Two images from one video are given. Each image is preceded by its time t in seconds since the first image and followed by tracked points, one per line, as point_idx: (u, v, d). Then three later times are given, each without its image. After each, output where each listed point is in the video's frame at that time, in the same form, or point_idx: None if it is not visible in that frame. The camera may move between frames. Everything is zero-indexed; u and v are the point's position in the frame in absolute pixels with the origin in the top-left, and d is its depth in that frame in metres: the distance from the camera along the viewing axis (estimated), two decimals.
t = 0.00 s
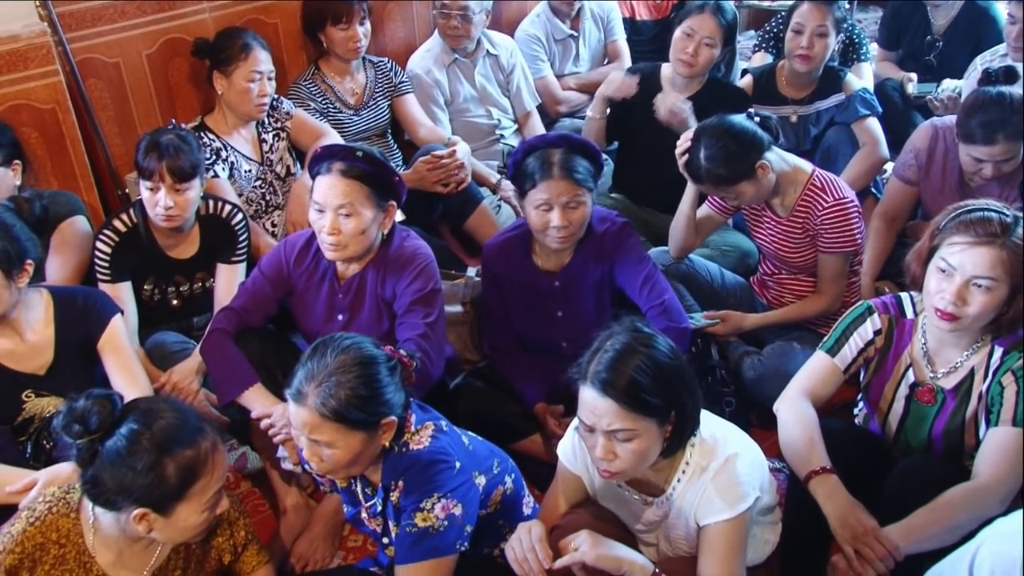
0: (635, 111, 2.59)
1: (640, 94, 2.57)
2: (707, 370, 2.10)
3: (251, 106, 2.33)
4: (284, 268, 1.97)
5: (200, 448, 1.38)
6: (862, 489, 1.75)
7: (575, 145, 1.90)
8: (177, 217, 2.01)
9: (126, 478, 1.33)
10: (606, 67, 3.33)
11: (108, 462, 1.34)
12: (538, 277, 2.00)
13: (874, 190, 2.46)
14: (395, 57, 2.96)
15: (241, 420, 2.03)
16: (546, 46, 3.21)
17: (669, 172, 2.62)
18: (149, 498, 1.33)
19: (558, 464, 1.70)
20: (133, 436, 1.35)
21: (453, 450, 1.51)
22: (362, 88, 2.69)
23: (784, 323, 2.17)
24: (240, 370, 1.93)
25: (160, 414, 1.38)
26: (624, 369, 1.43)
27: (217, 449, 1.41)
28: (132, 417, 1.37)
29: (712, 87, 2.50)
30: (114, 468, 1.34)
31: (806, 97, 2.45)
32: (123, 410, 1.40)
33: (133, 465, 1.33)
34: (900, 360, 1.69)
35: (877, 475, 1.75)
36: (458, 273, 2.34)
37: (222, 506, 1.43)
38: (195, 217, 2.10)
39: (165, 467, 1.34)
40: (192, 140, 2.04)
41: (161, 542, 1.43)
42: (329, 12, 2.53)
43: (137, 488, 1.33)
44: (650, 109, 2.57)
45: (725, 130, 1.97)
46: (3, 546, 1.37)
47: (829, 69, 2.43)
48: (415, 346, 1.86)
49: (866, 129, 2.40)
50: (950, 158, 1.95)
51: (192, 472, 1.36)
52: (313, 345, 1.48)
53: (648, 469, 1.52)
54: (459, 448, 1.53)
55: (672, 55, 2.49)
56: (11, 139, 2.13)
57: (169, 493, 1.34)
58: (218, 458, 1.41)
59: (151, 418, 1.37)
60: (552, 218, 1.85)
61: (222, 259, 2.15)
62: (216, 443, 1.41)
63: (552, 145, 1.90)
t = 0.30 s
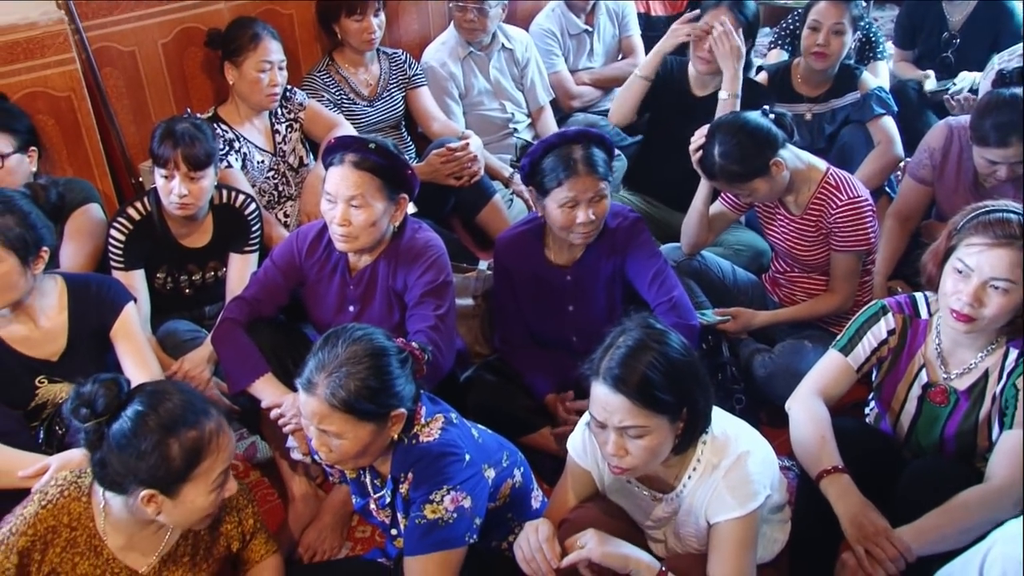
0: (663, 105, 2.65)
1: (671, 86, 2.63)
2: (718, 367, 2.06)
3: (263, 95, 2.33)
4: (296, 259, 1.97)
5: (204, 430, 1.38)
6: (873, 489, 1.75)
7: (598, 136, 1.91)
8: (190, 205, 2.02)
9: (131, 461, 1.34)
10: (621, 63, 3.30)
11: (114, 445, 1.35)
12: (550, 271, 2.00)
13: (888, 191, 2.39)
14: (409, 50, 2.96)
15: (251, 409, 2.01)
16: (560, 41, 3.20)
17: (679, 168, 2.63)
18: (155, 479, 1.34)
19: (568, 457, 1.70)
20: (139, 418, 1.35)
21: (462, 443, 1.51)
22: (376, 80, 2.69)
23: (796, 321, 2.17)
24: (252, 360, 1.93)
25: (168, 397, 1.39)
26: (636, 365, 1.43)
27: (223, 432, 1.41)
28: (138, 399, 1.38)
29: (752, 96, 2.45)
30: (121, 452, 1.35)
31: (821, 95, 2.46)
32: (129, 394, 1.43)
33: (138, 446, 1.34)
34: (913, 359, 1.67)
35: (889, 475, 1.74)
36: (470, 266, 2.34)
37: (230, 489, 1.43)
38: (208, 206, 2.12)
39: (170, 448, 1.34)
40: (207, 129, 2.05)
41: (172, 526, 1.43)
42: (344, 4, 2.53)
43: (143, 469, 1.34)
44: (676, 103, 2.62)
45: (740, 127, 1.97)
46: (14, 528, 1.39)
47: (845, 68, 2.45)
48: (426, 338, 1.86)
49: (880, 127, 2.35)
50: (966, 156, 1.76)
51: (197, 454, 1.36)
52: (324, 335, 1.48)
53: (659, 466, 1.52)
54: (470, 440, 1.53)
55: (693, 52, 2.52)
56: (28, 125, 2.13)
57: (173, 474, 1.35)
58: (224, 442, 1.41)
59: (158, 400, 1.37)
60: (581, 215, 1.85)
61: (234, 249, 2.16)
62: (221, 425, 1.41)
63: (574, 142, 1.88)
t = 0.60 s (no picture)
0: (680, 98, 2.65)
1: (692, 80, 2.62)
2: (731, 360, 2.11)
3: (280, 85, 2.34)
4: (311, 248, 1.98)
5: (221, 426, 1.38)
6: (888, 485, 1.74)
7: (610, 127, 1.90)
8: (206, 192, 2.02)
9: (146, 446, 1.34)
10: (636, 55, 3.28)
11: (131, 428, 1.36)
12: (564, 263, 2.01)
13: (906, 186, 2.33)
14: (425, 40, 2.96)
15: (265, 398, 2.03)
16: (577, 33, 3.20)
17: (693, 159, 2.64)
18: (164, 467, 1.34)
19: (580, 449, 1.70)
20: (157, 406, 1.36)
21: (475, 433, 1.50)
22: (392, 70, 2.69)
23: (810, 316, 2.17)
24: (266, 349, 1.94)
25: (186, 387, 1.39)
26: (650, 358, 1.42)
27: (238, 428, 1.41)
28: (156, 387, 1.38)
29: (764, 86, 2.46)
30: (136, 434, 1.35)
31: (839, 89, 2.46)
32: (153, 376, 1.41)
33: (153, 434, 1.34)
34: (929, 356, 1.65)
35: (903, 471, 1.73)
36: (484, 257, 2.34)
37: (236, 483, 1.43)
38: (223, 194, 2.12)
39: (184, 440, 1.35)
40: (223, 117, 2.06)
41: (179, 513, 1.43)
42: None
43: (154, 456, 1.34)
44: (693, 96, 2.62)
45: (756, 120, 1.96)
46: (26, 511, 1.41)
47: (863, 62, 2.44)
48: (440, 328, 1.86)
49: (898, 122, 2.24)
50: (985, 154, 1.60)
51: (211, 449, 1.36)
52: (336, 324, 1.48)
53: (672, 459, 1.51)
54: (482, 430, 1.53)
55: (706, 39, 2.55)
56: (47, 111, 2.14)
57: (186, 466, 1.35)
58: (238, 440, 1.41)
59: (177, 390, 1.38)
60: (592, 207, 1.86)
61: (249, 237, 2.17)
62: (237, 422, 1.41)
63: (588, 134, 1.87)
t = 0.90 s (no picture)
0: (683, 88, 2.62)
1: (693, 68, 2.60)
2: (746, 352, 2.10)
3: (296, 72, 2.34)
4: (325, 235, 1.98)
5: (211, 409, 1.36)
6: (904, 476, 1.71)
7: (625, 119, 1.88)
8: (220, 178, 2.02)
9: (137, 433, 1.34)
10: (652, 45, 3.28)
11: (123, 414, 1.35)
12: (577, 252, 2.00)
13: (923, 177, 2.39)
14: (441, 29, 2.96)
15: (278, 384, 2.08)
16: (593, 22, 3.19)
17: (697, 152, 2.64)
18: (158, 453, 1.33)
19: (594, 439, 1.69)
20: (148, 391, 1.35)
21: (489, 421, 1.50)
22: (406, 58, 2.70)
23: (825, 307, 2.16)
24: (280, 335, 1.94)
25: (179, 372, 1.38)
26: (664, 346, 1.41)
27: (231, 411, 1.39)
28: (149, 370, 1.38)
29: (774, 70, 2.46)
30: (128, 424, 1.34)
31: (856, 80, 2.45)
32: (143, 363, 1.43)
33: (144, 420, 1.33)
34: (945, 349, 1.62)
35: (918, 465, 1.71)
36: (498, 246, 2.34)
37: (235, 467, 1.42)
38: (237, 181, 2.13)
39: (174, 425, 1.33)
40: (236, 103, 2.06)
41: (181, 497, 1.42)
42: None
43: (146, 443, 1.33)
44: (696, 85, 2.59)
45: (773, 110, 1.95)
46: (33, 497, 1.39)
47: (881, 52, 2.40)
48: (454, 317, 1.86)
49: (917, 114, 2.30)
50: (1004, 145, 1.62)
51: (202, 434, 1.34)
52: (347, 310, 1.48)
53: (684, 449, 1.51)
54: (496, 418, 1.53)
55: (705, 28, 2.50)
56: (63, 97, 2.17)
57: (182, 449, 1.34)
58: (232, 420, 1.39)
59: (168, 376, 1.36)
60: (596, 193, 1.85)
61: (263, 224, 2.18)
62: (229, 405, 1.39)
63: (599, 120, 1.88)
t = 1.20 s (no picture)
0: (687, 79, 2.63)
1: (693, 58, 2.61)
2: (758, 343, 2.11)
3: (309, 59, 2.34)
4: (337, 223, 1.97)
5: (191, 419, 1.30)
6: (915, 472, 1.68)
7: (635, 112, 1.86)
8: (232, 166, 2.02)
9: (120, 432, 1.29)
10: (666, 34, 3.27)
11: (110, 408, 1.30)
12: (589, 242, 2.00)
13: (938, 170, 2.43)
14: (454, 17, 2.96)
15: (289, 372, 2.02)
16: (607, 11, 3.18)
17: (711, 142, 2.63)
18: (137, 454, 1.28)
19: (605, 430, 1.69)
20: (133, 392, 1.29)
21: (499, 410, 1.50)
22: (420, 47, 2.69)
23: (838, 300, 2.15)
24: (293, 323, 1.95)
25: (172, 377, 1.32)
26: (676, 336, 1.41)
27: (212, 426, 1.34)
28: (145, 363, 1.32)
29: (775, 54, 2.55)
30: (113, 421, 1.30)
31: (872, 70, 2.41)
32: (148, 352, 1.37)
33: (122, 417, 1.29)
34: (958, 343, 1.58)
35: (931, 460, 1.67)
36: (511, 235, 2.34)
37: (213, 476, 1.37)
38: (250, 168, 2.13)
39: (151, 431, 1.28)
40: (249, 90, 2.06)
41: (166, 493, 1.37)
42: None
43: (128, 444, 1.29)
44: (700, 74, 2.60)
45: (789, 100, 1.93)
46: (32, 486, 1.36)
47: (897, 42, 2.39)
48: (466, 307, 1.86)
49: (933, 105, 2.30)
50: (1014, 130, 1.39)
51: (177, 442, 1.29)
52: (357, 296, 1.48)
53: (695, 440, 1.50)
54: (506, 409, 1.52)
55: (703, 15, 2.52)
56: (77, 84, 2.19)
57: (150, 456, 1.28)
58: (211, 434, 1.34)
59: (155, 379, 1.30)
60: (601, 180, 1.85)
61: (276, 211, 2.18)
62: (211, 420, 1.33)
63: (608, 109, 1.87)
